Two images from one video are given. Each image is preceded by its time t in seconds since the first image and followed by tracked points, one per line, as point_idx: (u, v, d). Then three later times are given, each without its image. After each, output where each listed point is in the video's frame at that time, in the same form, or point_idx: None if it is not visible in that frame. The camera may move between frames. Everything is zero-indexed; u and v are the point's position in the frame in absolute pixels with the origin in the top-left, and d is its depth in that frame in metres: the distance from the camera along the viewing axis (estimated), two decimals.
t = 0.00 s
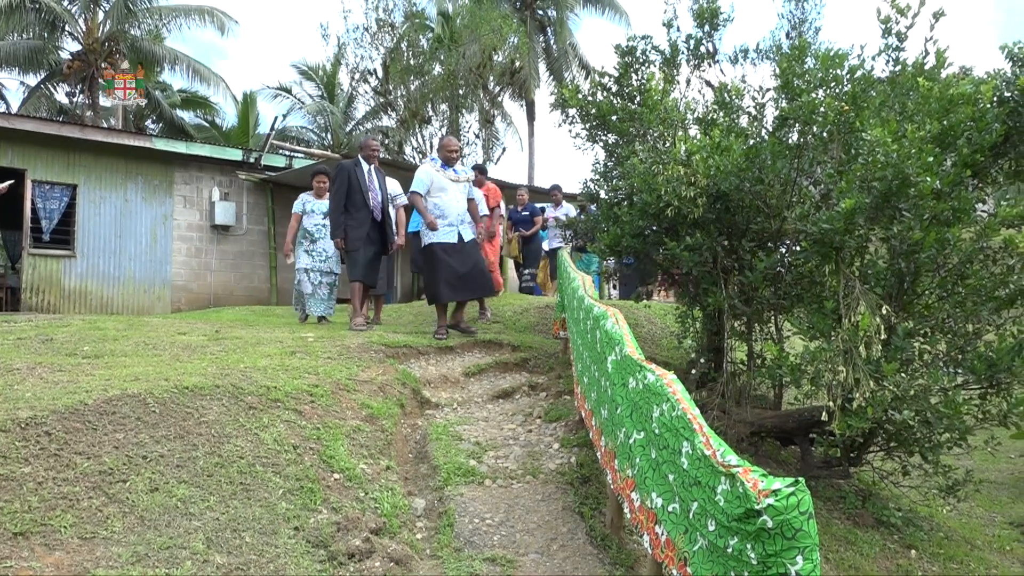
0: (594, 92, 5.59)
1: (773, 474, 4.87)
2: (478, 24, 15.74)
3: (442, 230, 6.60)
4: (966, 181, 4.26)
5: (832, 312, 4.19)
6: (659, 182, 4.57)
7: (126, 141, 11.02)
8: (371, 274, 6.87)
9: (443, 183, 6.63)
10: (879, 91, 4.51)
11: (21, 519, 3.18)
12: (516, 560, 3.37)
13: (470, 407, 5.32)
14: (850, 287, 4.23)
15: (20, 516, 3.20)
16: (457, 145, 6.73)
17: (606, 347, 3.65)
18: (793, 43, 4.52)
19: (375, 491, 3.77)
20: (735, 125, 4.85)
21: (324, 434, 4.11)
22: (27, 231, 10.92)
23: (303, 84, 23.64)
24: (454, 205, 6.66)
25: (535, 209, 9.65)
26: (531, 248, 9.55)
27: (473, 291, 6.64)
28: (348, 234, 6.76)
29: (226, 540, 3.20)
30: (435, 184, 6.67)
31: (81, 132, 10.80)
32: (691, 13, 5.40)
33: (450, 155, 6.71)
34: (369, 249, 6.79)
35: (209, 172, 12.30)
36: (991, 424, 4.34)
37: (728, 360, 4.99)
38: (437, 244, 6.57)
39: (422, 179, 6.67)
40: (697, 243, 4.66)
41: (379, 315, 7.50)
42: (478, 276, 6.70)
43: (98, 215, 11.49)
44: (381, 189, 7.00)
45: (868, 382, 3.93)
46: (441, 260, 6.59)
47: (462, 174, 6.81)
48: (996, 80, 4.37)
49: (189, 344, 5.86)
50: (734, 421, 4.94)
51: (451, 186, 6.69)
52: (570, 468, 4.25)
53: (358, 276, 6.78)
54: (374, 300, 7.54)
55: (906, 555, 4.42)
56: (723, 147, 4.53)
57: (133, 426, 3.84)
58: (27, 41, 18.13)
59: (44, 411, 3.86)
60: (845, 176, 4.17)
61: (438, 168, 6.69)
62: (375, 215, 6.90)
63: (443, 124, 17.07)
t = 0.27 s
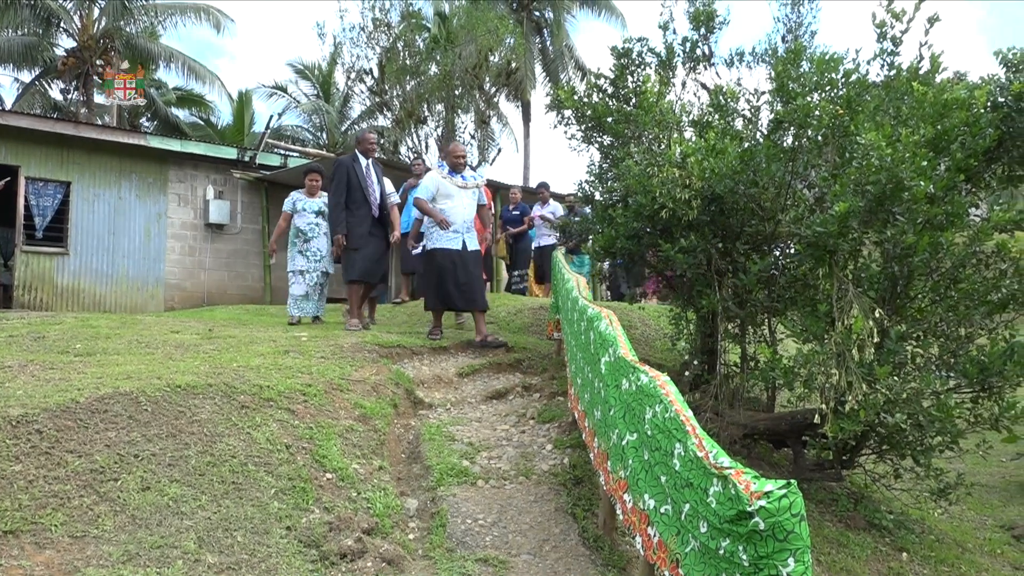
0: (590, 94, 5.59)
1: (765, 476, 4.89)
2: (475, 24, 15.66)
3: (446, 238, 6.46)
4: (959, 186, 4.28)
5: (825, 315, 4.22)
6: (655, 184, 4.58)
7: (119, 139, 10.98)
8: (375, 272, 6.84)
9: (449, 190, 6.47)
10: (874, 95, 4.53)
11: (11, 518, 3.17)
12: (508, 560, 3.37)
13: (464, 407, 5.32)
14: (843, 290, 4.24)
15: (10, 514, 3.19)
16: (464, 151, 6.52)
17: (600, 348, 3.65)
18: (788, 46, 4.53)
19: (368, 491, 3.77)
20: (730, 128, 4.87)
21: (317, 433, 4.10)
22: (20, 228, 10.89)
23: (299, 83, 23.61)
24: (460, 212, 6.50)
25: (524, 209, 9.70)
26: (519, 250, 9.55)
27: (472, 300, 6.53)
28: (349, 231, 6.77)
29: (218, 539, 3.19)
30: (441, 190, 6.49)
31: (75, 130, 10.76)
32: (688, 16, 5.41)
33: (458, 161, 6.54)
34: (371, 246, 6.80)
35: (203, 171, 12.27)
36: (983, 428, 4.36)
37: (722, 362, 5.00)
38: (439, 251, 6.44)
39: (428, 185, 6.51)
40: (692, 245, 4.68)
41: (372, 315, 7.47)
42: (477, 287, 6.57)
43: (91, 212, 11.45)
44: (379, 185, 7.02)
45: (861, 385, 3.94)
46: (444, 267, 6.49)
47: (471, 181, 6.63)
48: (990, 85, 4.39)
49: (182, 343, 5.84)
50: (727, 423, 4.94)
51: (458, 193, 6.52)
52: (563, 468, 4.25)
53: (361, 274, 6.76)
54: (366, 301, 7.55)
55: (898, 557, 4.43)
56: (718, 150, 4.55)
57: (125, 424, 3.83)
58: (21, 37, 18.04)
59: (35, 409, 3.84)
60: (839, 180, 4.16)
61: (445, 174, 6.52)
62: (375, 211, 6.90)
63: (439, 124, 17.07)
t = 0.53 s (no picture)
0: (583, 95, 5.60)
1: (760, 476, 4.90)
2: (468, 25, 15.55)
3: (456, 250, 6.07)
4: (951, 186, 4.30)
5: (818, 315, 4.23)
6: (648, 185, 4.58)
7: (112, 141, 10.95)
8: (375, 272, 6.81)
9: (461, 201, 6.09)
10: (866, 96, 4.54)
11: (3, 522, 3.16)
12: (502, 562, 3.36)
13: (458, 408, 5.31)
14: (837, 290, 4.24)
15: (2, 518, 3.18)
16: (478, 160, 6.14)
17: (594, 349, 3.65)
18: (781, 48, 4.55)
19: (362, 493, 3.76)
20: (723, 129, 4.88)
21: (310, 435, 4.10)
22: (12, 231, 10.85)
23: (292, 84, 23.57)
24: (472, 224, 6.12)
25: (516, 211, 9.76)
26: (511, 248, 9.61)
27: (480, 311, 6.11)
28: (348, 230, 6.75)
29: (211, 542, 3.18)
30: (453, 202, 6.10)
31: (67, 132, 10.72)
32: (680, 17, 5.42)
33: (472, 171, 6.17)
34: (369, 245, 6.78)
35: (196, 172, 12.25)
36: (976, 427, 4.37)
37: (716, 363, 5.01)
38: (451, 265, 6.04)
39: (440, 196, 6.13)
40: (685, 246, 4.69)
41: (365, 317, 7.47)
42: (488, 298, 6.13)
43: (83, 215, 11.40)
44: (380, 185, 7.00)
45: (854, 385, 3.96)
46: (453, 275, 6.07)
47: (485, 194, 6.25)
48: (981, 86, 4.41)
49: (175, 345, 5.82)
50: (721, 423, 4.95)
51: (471, 205, 6.14)
52: (557, 469, 4.26)
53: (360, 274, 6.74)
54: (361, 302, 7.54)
55: (891, 556, 4.45)
56: (711, 150, 4.53)
57: (117, 427, 3.82)
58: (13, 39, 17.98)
59: (28, 412, 3.83)
60: (832, 180, 4.17)
61: (458, 184, 6.14)
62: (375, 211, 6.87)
63: (433, 125, 17.07)
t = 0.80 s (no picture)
0: (578, 95, 5.59)
1: (754, 476, 4.92)
2: (462, 24, 15.41)
3: (459, 248, 5.89)
4: (943, 187, 4.33)
5: (812, 315, 4.25)
6: (642, 184, 4.58)
7: (105, 140, 10.91)
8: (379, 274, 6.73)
9: (463, 197, 5.93)
10: (860, 97, 4.54)
11: None
12: (496, 560, 3.37)
13: (452, 408, 5.31)
14: (829, 290, 4.27)
15: None
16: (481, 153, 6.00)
17: (588, 349, 3.66)
18: (775, 48, 4.56)
19: (356, 491, 3.76)
20: (717, 129, 4.89)
21: (305, 434, 4.10)
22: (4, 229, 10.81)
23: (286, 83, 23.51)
24: (475, 219, 5.93)
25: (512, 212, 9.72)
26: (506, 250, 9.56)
27: (490, 312, 5.89)
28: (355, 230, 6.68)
29: (205, 540, 3.18)
30: (454, 197, 5.95)
31: (61, 130, 10.67)
32: (675, 17, 5.42)
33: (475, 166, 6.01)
34: (376, 247, 6.70)
35: (190, 171, 12.21)
36: (968, 427, 4.39)
37: (709, 362, 5.02)
38: (455, 262, 5.86)
39: (441, 192, 5.99)
40: (679, 246, 4.69)
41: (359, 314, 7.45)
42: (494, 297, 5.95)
43: (77, 213, 11.37)
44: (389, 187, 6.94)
45: (847, 385, 3.97)
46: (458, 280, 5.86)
47: (489, 189, 6.07)
48: (974, 87, 4.43)
49: (169, 344, 5.81)
50: (715, 422, 4.97)
51: (473, 200, 5.97)
52: (552, 468, 4.26)
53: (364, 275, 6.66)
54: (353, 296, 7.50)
55: (884, 556, 4.46)
56: (705, 150, 4.56)
57: (111, 426, 3.81)
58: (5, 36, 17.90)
59: (20, 411, 3.81)
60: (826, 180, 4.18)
61: (460, 179, 6.00)
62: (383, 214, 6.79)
63: (428, 124, 17.07)
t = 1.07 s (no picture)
0: (573, 93, 5.60)
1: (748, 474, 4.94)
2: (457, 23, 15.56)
3: (455, 263, 5.64)
4: (937, 185, 4.34)
5: (806, 313, 4.24)
6: (637, 183, 4.56)
7: (98, 138, 10.88)
8: (381, 272, 6.59)
9: (457, 209, 5.68)
10: (854, 96, 4.55)
11: None
12: (491, 559, 3.37)
13: (447, 406, 5.31)
14: (824, 289, 4.27)
15: None
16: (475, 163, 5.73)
17: (583, 347, 3.66)
18: (769, 47, 4.56)
19: (351, 490, 3.76)
20: (712, 128, 4.90)
21: (299, 433, 4.09)
22: None
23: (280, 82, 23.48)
24: (471, 232, 5.66)
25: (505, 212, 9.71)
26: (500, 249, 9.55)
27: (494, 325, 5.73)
28: (358, 226, 6.58)
29: (199, 539, 3.17)
30: (449, 212, 5.68)
31: (54, 128, 10.65)
32: (670, 16, 5.43)
33: (469, 177, 5.76)
34: (376, 244, 6.56)
35: (184, 170, 12.17)
36: (962, 425, 4.40)
37: (703, 361, 5.02)
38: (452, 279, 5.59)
39: (435, 207, 5.72)
40: (674, 244, 4.69)
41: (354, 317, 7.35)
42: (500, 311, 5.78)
43: (70, 212, 11.35)
44: (397, 185, 6.77)
45: (840, 383, 3.99)
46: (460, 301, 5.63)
47: (484, 200, 5.83)
48: (967, 86, 4.44)
49: (163, 343, 5.80)
50: (709, 420, 4.98)
51: (468, 212, 5.72)
52: (546, 467, 4.26)
53: (366, 273, 6.55)
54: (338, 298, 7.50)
55: (877, 553, 4.48)
56: (699, 149, 4.54)
57: (105, 425, 3.80)
58: None
59: (13, 410, 3.80)
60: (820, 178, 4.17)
61: (454, 192, 5.75)
62: (388, 211, 6.66)
63: (423, 123, 17.03)
